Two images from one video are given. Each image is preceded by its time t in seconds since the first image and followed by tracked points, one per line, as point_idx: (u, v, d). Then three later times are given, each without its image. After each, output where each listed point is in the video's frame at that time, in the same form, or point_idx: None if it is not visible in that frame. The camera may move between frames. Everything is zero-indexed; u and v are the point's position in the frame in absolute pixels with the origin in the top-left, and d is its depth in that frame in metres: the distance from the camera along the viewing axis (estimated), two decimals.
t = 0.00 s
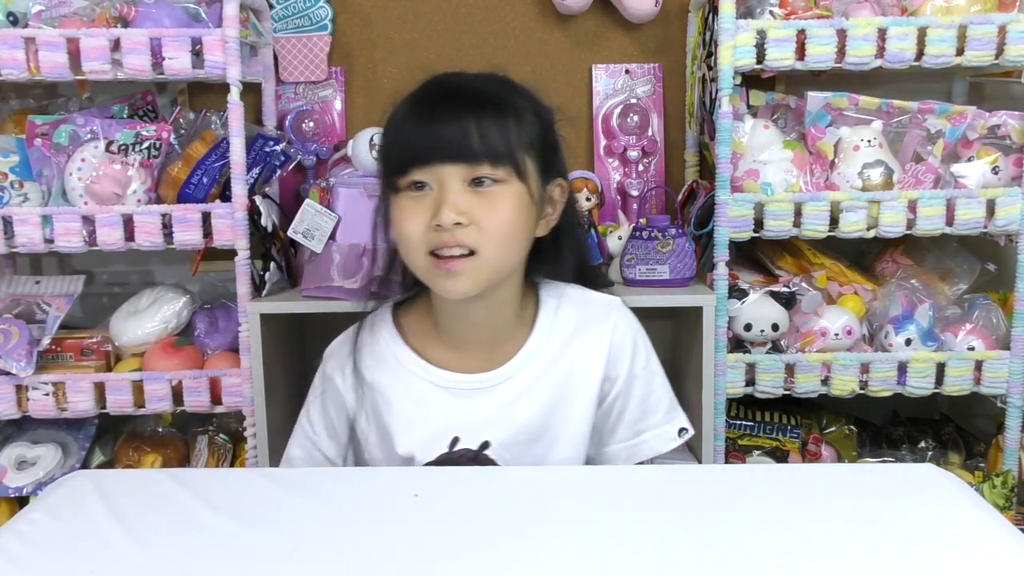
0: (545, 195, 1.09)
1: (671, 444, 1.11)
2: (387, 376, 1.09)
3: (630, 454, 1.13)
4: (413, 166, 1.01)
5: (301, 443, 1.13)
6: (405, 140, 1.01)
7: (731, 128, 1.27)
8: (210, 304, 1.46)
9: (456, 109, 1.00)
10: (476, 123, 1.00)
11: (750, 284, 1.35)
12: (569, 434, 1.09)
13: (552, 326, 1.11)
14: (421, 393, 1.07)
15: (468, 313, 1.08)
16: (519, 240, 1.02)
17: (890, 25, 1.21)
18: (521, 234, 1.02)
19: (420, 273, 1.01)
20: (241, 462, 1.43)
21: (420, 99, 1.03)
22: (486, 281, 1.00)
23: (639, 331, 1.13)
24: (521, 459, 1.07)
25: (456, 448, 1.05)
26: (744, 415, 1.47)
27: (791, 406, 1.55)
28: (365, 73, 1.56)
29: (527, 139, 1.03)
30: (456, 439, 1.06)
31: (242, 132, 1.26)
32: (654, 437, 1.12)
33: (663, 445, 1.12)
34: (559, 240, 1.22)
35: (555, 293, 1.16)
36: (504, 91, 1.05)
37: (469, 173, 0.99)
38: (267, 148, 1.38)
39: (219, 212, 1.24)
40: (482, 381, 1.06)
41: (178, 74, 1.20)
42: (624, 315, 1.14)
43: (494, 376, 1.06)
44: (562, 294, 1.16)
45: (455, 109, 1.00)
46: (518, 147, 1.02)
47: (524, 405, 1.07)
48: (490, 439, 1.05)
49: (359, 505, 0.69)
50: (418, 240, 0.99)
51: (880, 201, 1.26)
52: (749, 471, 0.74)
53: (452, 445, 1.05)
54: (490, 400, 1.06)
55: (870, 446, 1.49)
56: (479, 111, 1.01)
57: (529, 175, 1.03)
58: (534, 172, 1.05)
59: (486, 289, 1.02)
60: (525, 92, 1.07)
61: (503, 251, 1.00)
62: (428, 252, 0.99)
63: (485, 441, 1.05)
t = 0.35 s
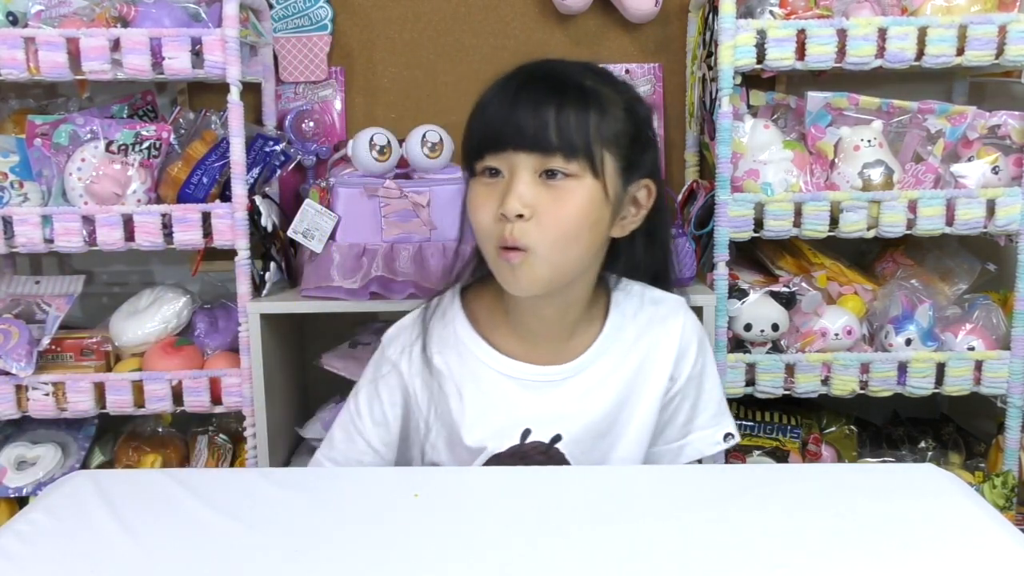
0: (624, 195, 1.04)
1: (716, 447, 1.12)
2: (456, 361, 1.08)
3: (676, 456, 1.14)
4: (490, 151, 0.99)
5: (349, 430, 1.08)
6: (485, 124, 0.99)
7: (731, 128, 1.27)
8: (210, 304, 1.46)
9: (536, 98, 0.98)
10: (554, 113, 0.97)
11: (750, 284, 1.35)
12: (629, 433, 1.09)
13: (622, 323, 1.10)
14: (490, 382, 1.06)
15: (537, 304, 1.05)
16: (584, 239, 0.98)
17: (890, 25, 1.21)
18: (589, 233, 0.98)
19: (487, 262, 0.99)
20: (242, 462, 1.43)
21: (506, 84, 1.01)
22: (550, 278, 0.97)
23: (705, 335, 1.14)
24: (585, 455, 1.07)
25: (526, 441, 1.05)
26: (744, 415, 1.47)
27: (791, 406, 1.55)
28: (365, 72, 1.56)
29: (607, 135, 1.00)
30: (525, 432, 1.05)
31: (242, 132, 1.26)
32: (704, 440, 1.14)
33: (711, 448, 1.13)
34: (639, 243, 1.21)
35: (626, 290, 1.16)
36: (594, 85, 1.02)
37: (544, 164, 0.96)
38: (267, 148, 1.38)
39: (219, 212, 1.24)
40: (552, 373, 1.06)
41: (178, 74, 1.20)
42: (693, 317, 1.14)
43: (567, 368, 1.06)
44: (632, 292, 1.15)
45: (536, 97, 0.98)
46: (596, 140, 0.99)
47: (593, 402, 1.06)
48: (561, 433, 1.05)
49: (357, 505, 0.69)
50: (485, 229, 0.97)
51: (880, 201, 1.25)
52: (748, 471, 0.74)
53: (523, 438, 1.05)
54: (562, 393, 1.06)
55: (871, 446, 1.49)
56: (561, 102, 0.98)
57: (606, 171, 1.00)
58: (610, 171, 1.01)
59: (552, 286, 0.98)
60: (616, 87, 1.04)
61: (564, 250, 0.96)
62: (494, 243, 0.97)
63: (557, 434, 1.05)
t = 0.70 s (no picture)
0: (650, 180, 1.03)
1: (740, 442, 1.12)
2: (484, 342, 1.08)
3: (701, 449, 1.14)
4: (515, 138, 0.98)
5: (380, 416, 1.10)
6: (509, 111, 0.98)
7: (731, 128, 1.27)
8: (210, 304, 1.46)
9: (561, 83, 0.96)
10: (579, 99, 0.96)
11: (750, 284, 1.35)
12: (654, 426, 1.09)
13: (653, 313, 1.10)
14: (519, 366, 1.06)
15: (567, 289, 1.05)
16: (609, 227, 0.97)
17: (890, 25, 1.21)
18: (615, 221, 0.97)
19: (515, 251, 0.98)
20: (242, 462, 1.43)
21: (531, 69, 0.99)
22: (578, 267, 0.96)
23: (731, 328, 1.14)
24: (613, 444, 1.07)
25: (555, 428, 1.05)
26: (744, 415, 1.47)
27: (792, 406, 1.55)
28: (365, 72, 1.56)
29: (633, 120, 0.98)
30: (555, 419, 1.05)
31: (242, 132, 1.26)
32: (729, 433, 1.13)
33: (735, 442, 1.13)
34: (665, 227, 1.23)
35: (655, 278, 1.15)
36: (619, 68, 1.00)
37: (569, 152, 0.96)
38: (267, 148, 1.38)
39: (219, 212, 1.24)
40: (582, 358, 1.05)
41: (178, 74, 1.20)
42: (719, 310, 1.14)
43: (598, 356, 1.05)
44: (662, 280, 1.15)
45: (560, 83, 0.96)
46: (622, 126, 0.98)
47: (622, 391, 1.06)
48: (591, 421, 1.05)
49: (357, 506, 0.69)
50: (512, 218, 0.96)
51: (880, 201, 1.26)
52: (748, 471, 0.74)
53: (552, 424, 1.05)
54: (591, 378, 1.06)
55: (871, 446, 1.49)
56: (586, 87, 0.96)
57: (632, 158, 0.99)
58: (636, 157, 1.00)
59: (580, 275, 0.98)
60: (642, 69, 1.02)
61: (589, 239, 0.95)
62: (520, 232, 0.96)
63: (586, 422, 1.05)
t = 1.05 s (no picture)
0: (662, 164, 1.02)
1: (770, 434, 1.07)
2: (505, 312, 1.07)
3: (729, 441, 1.08)
4: (522, 145, 0.95)
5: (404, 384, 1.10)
6: (511, 114, 0.95)
7: (731, 128, 1.27)
8: (210, 304, 1.46)
9: (562, 81, 0.93)
10: (584, 96, 0.93)
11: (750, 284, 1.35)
12: (678, 412, 1.05)
13: (678, 294, 1.07)
14: (538, 339, 1.05)
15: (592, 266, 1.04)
16: (631, 220, 0.97)
17: (890, 25, 1.21)
18: (635, 212, 0.97)
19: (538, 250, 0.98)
20: (242, 462, 1.43)
21: (527, 67, 0.96)
22: (602, 261, 0.96)
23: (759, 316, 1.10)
24: (631, 425, 1.04)
25: (570, 402, 1.04)
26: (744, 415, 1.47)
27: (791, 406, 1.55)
28: (365, 72, 1.56)
29: (639, 110, 0.96)
30: (570, 393, 1.04)
31: (242, 133, 1.26)
32: (759, 424, 1.08)
33: (764, 433, 1.08)
34: (679, 206, 1.20)
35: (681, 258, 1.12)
36: (616, 57, 0.97)
37: (581, 151, 0.93)
38: (267, 148, 1.38)
39: (219, 212, 1.24)
40: (602, 334, 1.04)
41: (178, 74, 1.20)
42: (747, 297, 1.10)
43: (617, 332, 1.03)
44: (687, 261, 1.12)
45: (561, 80, 0.93)
46: (628, 119, 0.95)
47: (640, 368, 1.04)
48: (606, 398, 1.04)
49: (356, 506, 0.69)
50: (532, 223, 0.95)
51: (880, 201, 1.26)
52: (747, 471, 0.74)
53: (567, 400, 1.04)
54: (611, 354, 1.04)
55: (871, 446, 1.49)
56: (588, 81, 0.93)
57: (643, 148, 0.97)
58: (647, 147, 0.98)
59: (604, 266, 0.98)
60: (641, 54, 0.99)
61: (612, 235, 0.95)
62: (542, 234, 0.95)
63: (601, 399, 1.04)
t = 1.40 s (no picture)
0: (675, 156, 0.99)
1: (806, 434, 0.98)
2: (523, 296, 1.07)
3: (760, 445, 1.00)
4: (530, 145, 0.94)
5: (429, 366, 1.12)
6: (519, 116, 0.94)
7: (731, 128, 1.27)
8: (210, 304, 1.46)
9: (567, 79, 0.92)
10: (589, 94, 0.91)
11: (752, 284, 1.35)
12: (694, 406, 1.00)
13: (695, 285, 1.03)
14: (551, 325, 1.04)
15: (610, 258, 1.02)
16: (644, 214, 0.95)
17: (890, 25, 1.21)
18: (648, 205, 0.95)
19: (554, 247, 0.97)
20: (242, 462, 1.43)
21: (533, 66, 0.95)
22: (617, 255, 0.95)
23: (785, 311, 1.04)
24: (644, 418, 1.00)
25: (576, 389, 1.01)
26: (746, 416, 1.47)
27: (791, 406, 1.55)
28: (365, 72, 1.56)
29: (646, 105, 0.94)
30: (577, 380, 1.01)
31: (242, 132, 1.26)
32: (792, 427, 0.99)
33: (798, 436, 0.99)
34: (698, 197, 1.13)
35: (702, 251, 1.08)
36: (620, 52, 0.95)
37: (591, 147, 0.92)
38: (267, 148, 1.38)
39: (219, 212, 1.24)
40: (615, 322, 1.01)
41: (178, 74, 1.20)
42: (771, 292, 1.05)
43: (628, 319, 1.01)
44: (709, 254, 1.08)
45: (566, 78, 0.92)
46: (635, 115, 0.93)
47: (653, 358, 1.01)
48: (612, 386, 1.00)
49: (356, 506, 0.69)
50: (545, 220, 0.94)
51: (880, 201, 1.25)
52: (746, 470, 0.74)
53: (573, 386, 1.01)
54: (622, 343, 1.01)
55: (871, 446, 1.49)
56: (592, 79, 0.92)
57: (652, 142, 0.95)
58: (657, 141, 0.96)
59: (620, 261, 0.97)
60: (646, 48, 0.97)
61: (624, 229, 0.94)
62: (556, 231, 0.94)
63: (607, 387, 1.00)
